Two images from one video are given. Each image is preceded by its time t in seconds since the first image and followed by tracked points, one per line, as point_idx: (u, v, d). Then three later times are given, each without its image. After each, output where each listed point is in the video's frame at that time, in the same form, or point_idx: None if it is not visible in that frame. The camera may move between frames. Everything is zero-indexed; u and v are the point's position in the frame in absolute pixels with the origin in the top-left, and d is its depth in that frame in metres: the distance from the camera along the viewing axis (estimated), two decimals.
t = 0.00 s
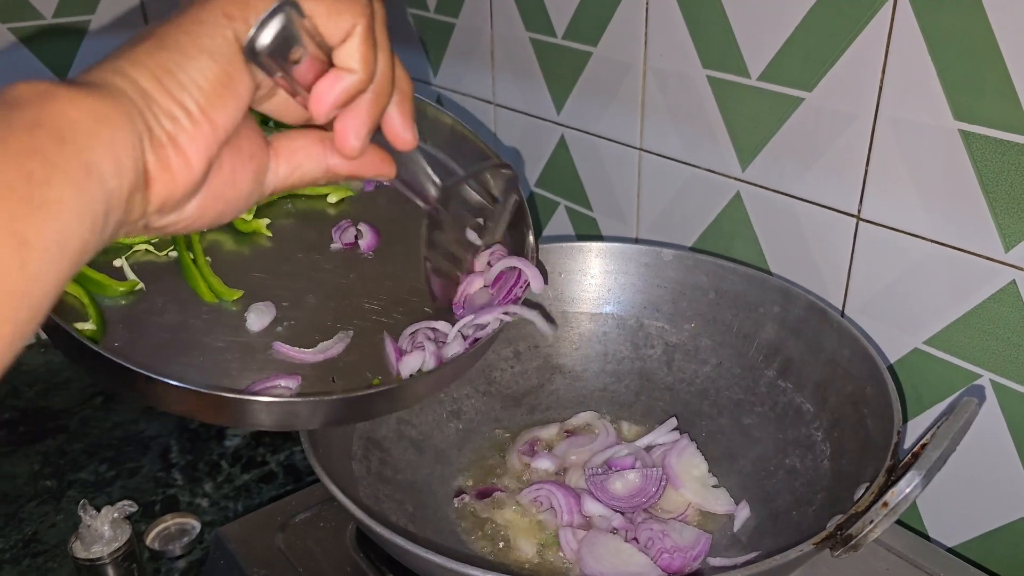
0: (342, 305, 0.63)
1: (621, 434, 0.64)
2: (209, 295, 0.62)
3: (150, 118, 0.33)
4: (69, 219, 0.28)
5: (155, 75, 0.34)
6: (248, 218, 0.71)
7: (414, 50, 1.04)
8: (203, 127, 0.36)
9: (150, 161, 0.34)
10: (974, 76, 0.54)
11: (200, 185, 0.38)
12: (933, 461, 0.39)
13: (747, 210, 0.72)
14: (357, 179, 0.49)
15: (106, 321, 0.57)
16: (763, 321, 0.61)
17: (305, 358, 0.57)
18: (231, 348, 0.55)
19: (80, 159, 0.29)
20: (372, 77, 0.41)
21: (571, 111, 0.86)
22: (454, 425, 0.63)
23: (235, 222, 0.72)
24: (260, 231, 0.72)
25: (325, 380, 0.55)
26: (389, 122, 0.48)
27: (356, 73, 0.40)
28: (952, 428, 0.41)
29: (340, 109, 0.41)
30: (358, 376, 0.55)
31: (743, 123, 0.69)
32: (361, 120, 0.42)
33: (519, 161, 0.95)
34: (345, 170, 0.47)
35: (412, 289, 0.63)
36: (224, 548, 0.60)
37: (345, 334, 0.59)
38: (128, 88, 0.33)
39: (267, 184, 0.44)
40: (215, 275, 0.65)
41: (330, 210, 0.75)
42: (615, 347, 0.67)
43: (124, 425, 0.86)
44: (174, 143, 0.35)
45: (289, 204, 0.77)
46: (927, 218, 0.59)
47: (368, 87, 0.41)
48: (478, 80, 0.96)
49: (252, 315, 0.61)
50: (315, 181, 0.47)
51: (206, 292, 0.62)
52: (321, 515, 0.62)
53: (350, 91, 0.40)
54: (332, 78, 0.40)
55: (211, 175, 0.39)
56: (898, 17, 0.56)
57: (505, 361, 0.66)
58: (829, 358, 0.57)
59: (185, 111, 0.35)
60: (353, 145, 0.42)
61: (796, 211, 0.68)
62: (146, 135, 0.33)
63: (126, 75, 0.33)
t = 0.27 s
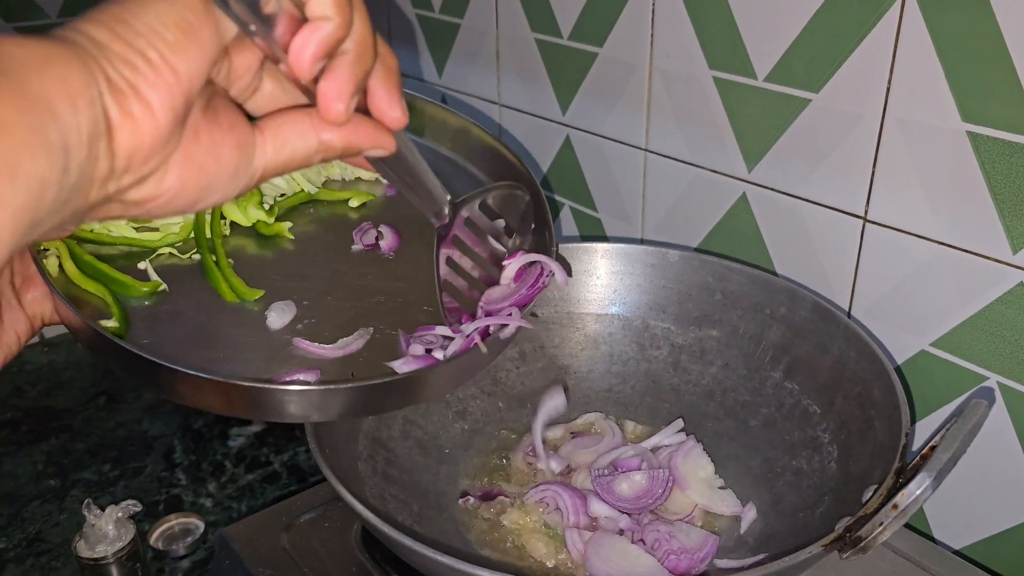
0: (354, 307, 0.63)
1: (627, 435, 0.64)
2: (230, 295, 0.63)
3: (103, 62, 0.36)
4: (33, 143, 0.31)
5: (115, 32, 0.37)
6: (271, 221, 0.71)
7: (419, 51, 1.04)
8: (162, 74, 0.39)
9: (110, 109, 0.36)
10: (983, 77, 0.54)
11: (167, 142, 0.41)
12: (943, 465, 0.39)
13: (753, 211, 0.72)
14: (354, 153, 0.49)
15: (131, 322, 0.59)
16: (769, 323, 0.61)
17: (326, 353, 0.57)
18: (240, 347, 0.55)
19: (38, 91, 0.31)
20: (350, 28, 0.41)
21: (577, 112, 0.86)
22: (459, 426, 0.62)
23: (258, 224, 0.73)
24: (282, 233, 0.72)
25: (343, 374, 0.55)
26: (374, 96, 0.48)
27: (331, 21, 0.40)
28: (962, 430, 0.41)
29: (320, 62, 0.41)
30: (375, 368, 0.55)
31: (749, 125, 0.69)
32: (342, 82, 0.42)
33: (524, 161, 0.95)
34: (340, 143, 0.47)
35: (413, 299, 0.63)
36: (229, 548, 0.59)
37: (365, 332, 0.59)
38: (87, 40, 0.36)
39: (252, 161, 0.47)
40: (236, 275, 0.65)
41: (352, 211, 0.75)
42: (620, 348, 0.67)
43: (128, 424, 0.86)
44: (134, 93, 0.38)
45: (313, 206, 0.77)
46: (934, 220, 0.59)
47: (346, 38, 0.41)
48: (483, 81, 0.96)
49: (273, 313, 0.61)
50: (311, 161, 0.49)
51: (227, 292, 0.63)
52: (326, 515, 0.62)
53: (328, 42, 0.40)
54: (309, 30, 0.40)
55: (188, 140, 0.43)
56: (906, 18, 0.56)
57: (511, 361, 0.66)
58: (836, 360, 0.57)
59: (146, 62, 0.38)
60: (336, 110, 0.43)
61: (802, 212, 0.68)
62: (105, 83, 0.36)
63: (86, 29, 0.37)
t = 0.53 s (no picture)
0: (362, 293, 0.62)
1: (631, 437, 0.64)
2: (248, 279, 0.62)
3: None
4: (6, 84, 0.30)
5: None
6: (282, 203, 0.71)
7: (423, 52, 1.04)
8: (157, 9, 0.35)
9: (95, 42, 0.34)
10: (990, 79, 0.54)
11: (161, 81, 0.38)
12: (950, 466, 0.39)
13: (757, 213, 0.72)
14: (360, 101, 0.47)
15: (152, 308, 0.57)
16: (774, 325, 0.61)
17: (346, 335, 0.57)
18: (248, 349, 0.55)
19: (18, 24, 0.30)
20: None
21: (581, 113, 0.85)
22: (463, 427, 0.62)
23: (271, 209, 0.72)
24: (295, 217, 0.71)
25: (366, 358, 0.56)
26: (387, 36, 0.45)
27: None
28: (968, 433, 0.41)
29: None
30: (396, 354, 0.56)
31: (753, 127, 0.69)
32: (353, 19, 0.41)
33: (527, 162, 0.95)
34: (343, 86, 0.45)
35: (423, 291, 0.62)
36: (233, 549, 0.59)
37: (384, 314, 0.60)
38: None
39: (250, 101, 0.44)
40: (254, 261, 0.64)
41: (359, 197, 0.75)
42: (624, 350, 0.67)
43: (130, 425, 0.86)
44: (126, 28, 0.34)
45: (321, 189, 0.76)
46: (940, 222, 0.59)
47: None
48: (487, 82, 0.96)
49: (292, 297, 0.61)
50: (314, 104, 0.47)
51: (246, 276, 0.62)
52: (330, 516, 0.61)
53: None
54: None
55: (181, 79, 0.40)
56: (912, 19, 0.56)
57: (514, 362, 0.66)
58: (842, 363, 0.57)
59: None
60: (343, 50, 0.42)
61: (807, 214, 0.68)
62: (94, 16, 0.33)
63: None
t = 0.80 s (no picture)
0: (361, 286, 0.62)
1: (631, 441, 0.64)
2: (264, 266, 0.62)
3: None
4: None
5: None
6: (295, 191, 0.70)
7: (423, 54, 1.04)
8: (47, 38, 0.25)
9: None
10: (992, 79, 0.53)
11: (24, 99, 0.27)
12: (953, 471, 0.38)
13: (757, 214, 0.71)
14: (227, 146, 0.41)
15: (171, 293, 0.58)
16: (774, 327, 0.60)
17: (363, 321, 0.57)
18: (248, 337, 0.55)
19: None
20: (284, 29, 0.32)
21: (580, 114, 0.85)
22: (461, 430, 0.62)
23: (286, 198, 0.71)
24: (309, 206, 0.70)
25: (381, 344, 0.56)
26: (280, 87, 0.41)
27: (267, 21, 0.31)
28: (971, 438, 0.40)
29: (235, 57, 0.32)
30: (410, 340, 0.56)
31: (753, 129, 0.69)
32: (254, 78, 0.34)
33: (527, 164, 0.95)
34: (218, 134, 0.39)
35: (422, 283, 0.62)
36: (230, 553, 0.59)
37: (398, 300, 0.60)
38: None
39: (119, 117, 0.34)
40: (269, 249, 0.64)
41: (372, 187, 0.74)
42: (623, 352, 0.66)
43: (129, 427, 0.85)
44: None
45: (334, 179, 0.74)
46: (941, 224, 0.59)
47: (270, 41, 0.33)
48: (487, 83, 0.96)
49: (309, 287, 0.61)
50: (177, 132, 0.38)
51: (261, 264, 0.62)
52: (327, 520, 0.61)
53: (251, 41, 0.31)
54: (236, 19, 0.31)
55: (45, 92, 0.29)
56: (913, 20, 0.55)
57: (513, 365, 0.66)
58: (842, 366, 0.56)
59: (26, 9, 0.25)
60: (234, 104, 0.35)
61: (808, 215, 0.67)
62: None
63: None
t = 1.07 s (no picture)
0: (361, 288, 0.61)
1: (632, 443, 0.63)
2: (270, 259, 0.62)
3: (44, 70, 0.30)
4: None
5: (44, 18, 0.30)
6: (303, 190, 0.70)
7: (424, 55, 1.04)
8: (97, 86, 0.31)
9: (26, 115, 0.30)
10: (995, 79, 0.53)
11: (77, 158, 0.33)
12: (955, 475, 0.38)
13: (758, 215, 0.71)
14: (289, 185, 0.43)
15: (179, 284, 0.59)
16: (775, 329, 0.60)
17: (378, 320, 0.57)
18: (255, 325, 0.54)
19: None
20: (319, 53, 0.37)
21: (581, 115, 0.85)
22: (461, 433, 0.62)
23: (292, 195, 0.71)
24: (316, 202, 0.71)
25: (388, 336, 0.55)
26: (327, 126, 0.44)
27: (301, 49, 0.36)
28: (973, 441, 0.40)
29: (281, 92, 0.38)
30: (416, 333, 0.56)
31: (754, 129, 0.68)
32: (297, 110, 0.39)
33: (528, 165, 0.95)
34: (273, 170, 0.41)
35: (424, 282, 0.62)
36: (228, 556, 0.59)
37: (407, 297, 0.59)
38: (5, 27, 0.29)
39: (174, 171, 0.38)
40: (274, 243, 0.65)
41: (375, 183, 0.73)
42: (623, 354, 0.66)
43: (129, 429, 0.85)
44: (56, 99, 0.30)
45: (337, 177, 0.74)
46: (943, 225, 0.58)
47: (308, 68, 0.37)
48: (487, 84, 0.96)
49: (313, 278, 0.61)
50: (240, 185, 0.42)
51: (268, 257, 0.62)
52: (326, 523, 0.61)
53: (291, 67, 0.37)
54: (276, 56, 0.36)
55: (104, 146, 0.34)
56: (915, 20, 0.55)
57: (513, 367, 0.66)
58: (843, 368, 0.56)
59: (76, 64, 0.30)
60: (284, 137, 0.39)
61: (809, 217, 0.67)
62: (22, 83, 0.29)
63: (13, 15, 0.29)
